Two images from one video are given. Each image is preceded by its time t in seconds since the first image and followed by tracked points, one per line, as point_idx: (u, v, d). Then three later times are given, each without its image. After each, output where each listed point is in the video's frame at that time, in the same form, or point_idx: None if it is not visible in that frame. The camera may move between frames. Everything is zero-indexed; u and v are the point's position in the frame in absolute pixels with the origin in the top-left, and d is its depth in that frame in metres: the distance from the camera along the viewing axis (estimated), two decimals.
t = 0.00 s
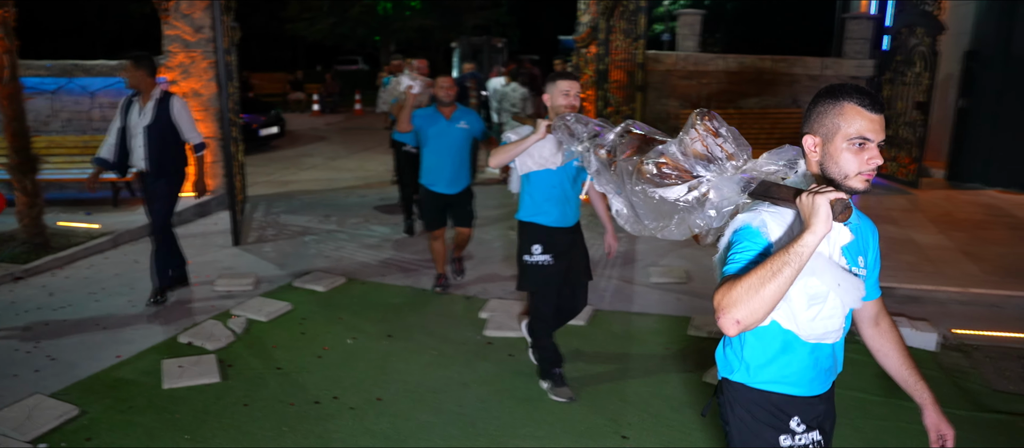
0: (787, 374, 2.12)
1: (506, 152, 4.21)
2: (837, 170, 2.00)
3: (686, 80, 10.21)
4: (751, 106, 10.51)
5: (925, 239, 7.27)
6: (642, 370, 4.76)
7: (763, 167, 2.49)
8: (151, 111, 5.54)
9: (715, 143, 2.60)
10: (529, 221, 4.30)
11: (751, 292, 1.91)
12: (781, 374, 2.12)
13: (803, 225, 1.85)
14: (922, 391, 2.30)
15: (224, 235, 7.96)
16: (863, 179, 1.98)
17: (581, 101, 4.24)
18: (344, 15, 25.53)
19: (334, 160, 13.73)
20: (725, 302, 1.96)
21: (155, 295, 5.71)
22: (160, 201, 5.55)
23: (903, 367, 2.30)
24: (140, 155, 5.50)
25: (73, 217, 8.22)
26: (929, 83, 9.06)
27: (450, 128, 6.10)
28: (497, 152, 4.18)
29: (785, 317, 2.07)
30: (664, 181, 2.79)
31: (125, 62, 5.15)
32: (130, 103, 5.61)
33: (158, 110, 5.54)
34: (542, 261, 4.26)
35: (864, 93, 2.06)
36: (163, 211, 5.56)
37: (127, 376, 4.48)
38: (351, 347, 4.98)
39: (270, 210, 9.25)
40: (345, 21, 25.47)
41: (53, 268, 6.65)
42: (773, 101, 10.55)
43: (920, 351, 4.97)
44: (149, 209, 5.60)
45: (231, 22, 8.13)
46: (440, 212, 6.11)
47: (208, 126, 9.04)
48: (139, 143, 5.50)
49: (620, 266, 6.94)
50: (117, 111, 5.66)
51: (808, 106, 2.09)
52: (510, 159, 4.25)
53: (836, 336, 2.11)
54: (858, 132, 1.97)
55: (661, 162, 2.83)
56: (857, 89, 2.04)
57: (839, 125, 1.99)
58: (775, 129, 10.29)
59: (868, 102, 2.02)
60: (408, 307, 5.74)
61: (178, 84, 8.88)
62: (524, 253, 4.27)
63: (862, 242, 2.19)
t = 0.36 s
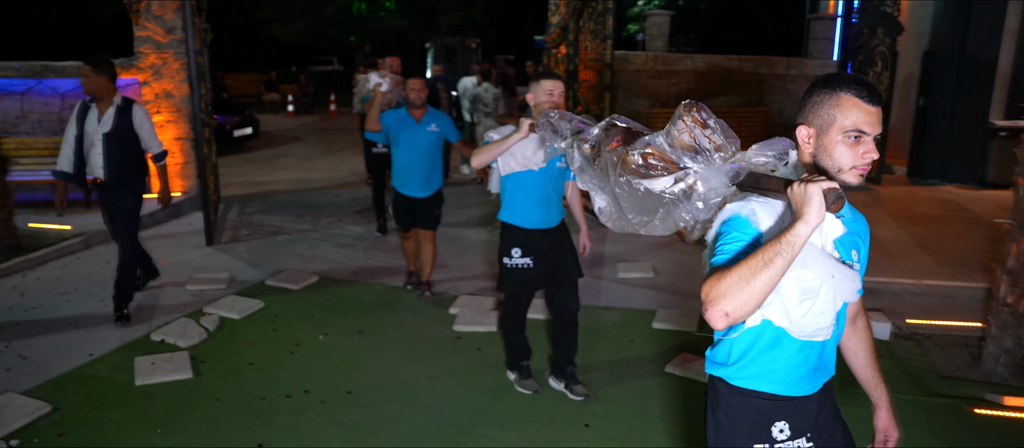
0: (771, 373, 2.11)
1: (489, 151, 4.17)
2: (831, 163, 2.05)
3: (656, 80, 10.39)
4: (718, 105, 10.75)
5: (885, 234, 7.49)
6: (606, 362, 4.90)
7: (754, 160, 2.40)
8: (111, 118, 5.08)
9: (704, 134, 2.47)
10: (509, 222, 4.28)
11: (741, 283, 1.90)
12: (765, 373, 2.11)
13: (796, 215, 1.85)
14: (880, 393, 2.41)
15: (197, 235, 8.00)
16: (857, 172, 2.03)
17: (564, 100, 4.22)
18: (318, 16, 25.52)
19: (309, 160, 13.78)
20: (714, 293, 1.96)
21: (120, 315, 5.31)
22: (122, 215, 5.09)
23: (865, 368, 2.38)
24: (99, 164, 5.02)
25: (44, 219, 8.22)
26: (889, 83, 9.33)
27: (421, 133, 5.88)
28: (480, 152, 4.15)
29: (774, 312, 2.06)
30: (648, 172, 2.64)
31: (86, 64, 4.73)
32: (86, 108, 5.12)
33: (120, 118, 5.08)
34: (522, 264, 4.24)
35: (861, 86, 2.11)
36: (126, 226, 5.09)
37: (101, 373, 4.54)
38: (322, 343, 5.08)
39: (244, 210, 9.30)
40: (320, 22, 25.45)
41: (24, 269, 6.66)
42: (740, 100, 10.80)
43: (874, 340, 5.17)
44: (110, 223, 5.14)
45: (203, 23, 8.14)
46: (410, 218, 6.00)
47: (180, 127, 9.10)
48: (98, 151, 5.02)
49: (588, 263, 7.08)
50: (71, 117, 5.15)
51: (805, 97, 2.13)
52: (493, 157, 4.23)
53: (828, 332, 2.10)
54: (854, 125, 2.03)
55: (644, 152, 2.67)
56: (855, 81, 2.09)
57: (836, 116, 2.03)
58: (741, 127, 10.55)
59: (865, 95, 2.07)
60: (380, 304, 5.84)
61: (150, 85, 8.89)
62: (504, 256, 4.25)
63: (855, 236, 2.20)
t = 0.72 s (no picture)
0: (766, 382, 2.07)
1: (480, 150, 4.07)
2: (826, 165, 2.03)
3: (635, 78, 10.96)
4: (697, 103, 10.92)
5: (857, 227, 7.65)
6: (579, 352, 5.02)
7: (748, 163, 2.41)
8: (82, 115, 5.06)
9: (696, 136, 2.51)
10: (503, 223, 4.21)
11: (731, 288, 1.90)
12: (760, 381, 2.08)
13: (789, 218, 1.83)
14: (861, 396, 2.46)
15: (181, 232, 8.09)
16: (853, 175, 2.01)
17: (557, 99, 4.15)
18: (305, 16, 25.59)
19: (295, 159, 13.87)
20: (705, 299, 1.95)
21: (103, 308, 5.40)
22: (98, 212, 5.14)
23: (855, 373, 2.41)
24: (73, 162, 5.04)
25: (29, 217, 8.29)
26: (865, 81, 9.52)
27: (403, 133, 5.91)
28: (470, 151, 4.03)
29: (768, 318, 2.03)
30: (641, 173, 2.66)
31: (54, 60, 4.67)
32: (55, 104, 5.10)
33: (90, 114, 5.06)
34: (514, 265, 4.19)
35: (859, 85, 2.08)
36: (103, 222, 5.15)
37: (84, 364, 4.64)
38: (302, 334, 5.19)
39: (229, 208, 9.39)
40: (307, 22, 25.51)
41: (9, 265, 6.74)
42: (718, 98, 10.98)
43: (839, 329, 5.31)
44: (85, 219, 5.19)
45: (186, 21, 8.23)
46: (392, 217, 6.02)
47: (165, 125, 9.22)
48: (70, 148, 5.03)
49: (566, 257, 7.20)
50: (41, 113, 5.13)
51: (800, 97, 2.11)
52: (483, 157, 4.12)
53: (824, 340, 2.06)
54: (849, 126, 2.00)
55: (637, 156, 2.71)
56: (851, 81, 2.06)
57: (830, 118, 2.01)
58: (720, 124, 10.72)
59: (862, 95, 2.04)
60: (360, 297, 5.96)
61: (135, 84, 8.98)
62: (496, 256, 4.20)
63: (851, 241, 2.17)
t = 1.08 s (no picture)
0: (750, 372, 2.10)
1: (465, 144, 4.02)
2: (795, 150, 2.07)
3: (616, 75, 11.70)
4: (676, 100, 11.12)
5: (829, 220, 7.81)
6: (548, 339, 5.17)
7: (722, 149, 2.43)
8: (48, 114, 4.98)
9: (671, 125, 2.54)
10: (492, 217, 4.16)
11: (706, 278, 1.94)
12: (745, 372, 2.11)
13: (761, 207, 1.87)
14: (869, 388, 2.39)
15: (165, 228, 8.21)
16: (822, 160, 2.04)
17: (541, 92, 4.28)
18: (294, 16, 25.72)
19: (281, 158, 14.00)
20: (679, 288, 1.99)
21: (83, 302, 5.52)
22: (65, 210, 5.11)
23: (856, 362, 2.35)
24: (39, 162, 4.98)
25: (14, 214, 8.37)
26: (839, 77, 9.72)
27: (383, 131, 5.82)
28: (454, 146, 3.99)
29: (746, 308, 2.05)
30: (617, 165, 2.69)
31: (11, 60, 4.58)
32: (21, 103, 5.00)
33: (56, 115, 4.97)
34: (509, 257, 4.14)
35: (828, 72, 2.12)
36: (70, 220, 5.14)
37: (64, 353, 4.76)
38: (280, 324, 5.33)
39: (213, 205, 9.52)
40: (296, 22, 25.61)
41: None
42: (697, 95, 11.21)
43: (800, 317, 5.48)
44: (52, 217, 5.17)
45: (170, 20, 8.36)
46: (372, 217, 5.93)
47: (149, 123, 9.29)
48: (37, 148, 4.97)
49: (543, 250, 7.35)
50: (8, 111, 5.05)
51: (771, 84, 2.15)
52: (467, 152, 4.08)
53: (805, 326, 2.08)
54: (816, 110, 2.03)
55: (614, 146, 2.72)
56: (820, 67, 2.10)
57: (797, 103, 2.05)
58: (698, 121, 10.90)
59: (830, 80, 2.07)
60: (338, 289, 6.10)
61: (120, 82, 9.08)
62: (490, 249, 4.15)
63: (828, 224, 2.15)
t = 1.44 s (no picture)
0: (695, 371, 1.95)
1: (434, 144, 4.02)
2: (736, 151, 1.91)
3: (590, 75, 13.07)
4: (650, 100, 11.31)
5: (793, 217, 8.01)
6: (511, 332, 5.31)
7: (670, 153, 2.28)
8: None
9: (622, 125, 2.47)
10: (462, 216, 4.13)
11: (642, 284, 1.80)
12: (689, 371, 1.96)
13: (699, 209, 1.74)
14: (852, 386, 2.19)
15: (143, 228, 8.32)
16: (764, 162, 1.88)
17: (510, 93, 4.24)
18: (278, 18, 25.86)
19: (263, 158, 14.12)
20: (616, 293, 1.85)
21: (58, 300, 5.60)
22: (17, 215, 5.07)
23: (833, 361, 2.18)
24: None
25: None
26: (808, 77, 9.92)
27: (356, 134, 5.66)
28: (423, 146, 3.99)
29: (689, 309, 1.92)
30: (565, 165, 2.56)
31: None
32: None
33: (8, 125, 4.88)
34: (480, 254, 4.06)
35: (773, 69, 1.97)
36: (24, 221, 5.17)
37: (37, 349, 4.87)
38: (250, 319, 5.46)
39: (192, 205, 9.64)
40: (280, 23, 25.71)
41: None
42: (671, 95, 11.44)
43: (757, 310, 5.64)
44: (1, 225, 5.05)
45: (147, 23, 8.47)
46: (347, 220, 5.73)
47: (128, 124, 9.36)
48: None
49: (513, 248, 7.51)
50: None
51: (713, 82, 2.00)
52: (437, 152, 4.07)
53: (747, 328, 1.96)
54: (757, 111, 1.88)
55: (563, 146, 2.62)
56: (763, 63, 1.95)
57: (737, 101, 1.89)
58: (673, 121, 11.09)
59: (773, 78, 1.92)
60: (309, 286, 6.23)
61: (99, 84, 9.21)
62: (462, 248, 4.07)
63: (779, 224, 2.04)
